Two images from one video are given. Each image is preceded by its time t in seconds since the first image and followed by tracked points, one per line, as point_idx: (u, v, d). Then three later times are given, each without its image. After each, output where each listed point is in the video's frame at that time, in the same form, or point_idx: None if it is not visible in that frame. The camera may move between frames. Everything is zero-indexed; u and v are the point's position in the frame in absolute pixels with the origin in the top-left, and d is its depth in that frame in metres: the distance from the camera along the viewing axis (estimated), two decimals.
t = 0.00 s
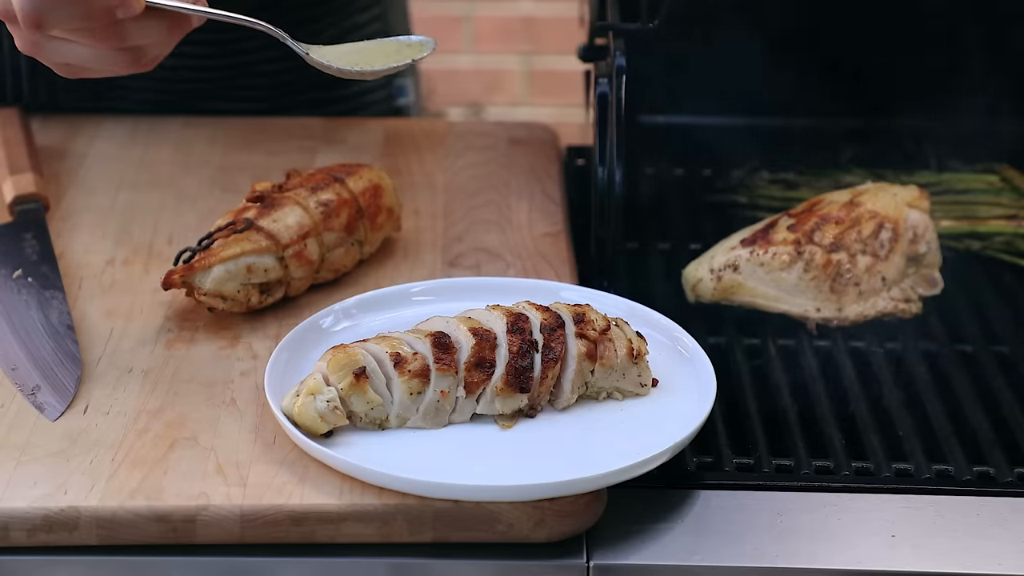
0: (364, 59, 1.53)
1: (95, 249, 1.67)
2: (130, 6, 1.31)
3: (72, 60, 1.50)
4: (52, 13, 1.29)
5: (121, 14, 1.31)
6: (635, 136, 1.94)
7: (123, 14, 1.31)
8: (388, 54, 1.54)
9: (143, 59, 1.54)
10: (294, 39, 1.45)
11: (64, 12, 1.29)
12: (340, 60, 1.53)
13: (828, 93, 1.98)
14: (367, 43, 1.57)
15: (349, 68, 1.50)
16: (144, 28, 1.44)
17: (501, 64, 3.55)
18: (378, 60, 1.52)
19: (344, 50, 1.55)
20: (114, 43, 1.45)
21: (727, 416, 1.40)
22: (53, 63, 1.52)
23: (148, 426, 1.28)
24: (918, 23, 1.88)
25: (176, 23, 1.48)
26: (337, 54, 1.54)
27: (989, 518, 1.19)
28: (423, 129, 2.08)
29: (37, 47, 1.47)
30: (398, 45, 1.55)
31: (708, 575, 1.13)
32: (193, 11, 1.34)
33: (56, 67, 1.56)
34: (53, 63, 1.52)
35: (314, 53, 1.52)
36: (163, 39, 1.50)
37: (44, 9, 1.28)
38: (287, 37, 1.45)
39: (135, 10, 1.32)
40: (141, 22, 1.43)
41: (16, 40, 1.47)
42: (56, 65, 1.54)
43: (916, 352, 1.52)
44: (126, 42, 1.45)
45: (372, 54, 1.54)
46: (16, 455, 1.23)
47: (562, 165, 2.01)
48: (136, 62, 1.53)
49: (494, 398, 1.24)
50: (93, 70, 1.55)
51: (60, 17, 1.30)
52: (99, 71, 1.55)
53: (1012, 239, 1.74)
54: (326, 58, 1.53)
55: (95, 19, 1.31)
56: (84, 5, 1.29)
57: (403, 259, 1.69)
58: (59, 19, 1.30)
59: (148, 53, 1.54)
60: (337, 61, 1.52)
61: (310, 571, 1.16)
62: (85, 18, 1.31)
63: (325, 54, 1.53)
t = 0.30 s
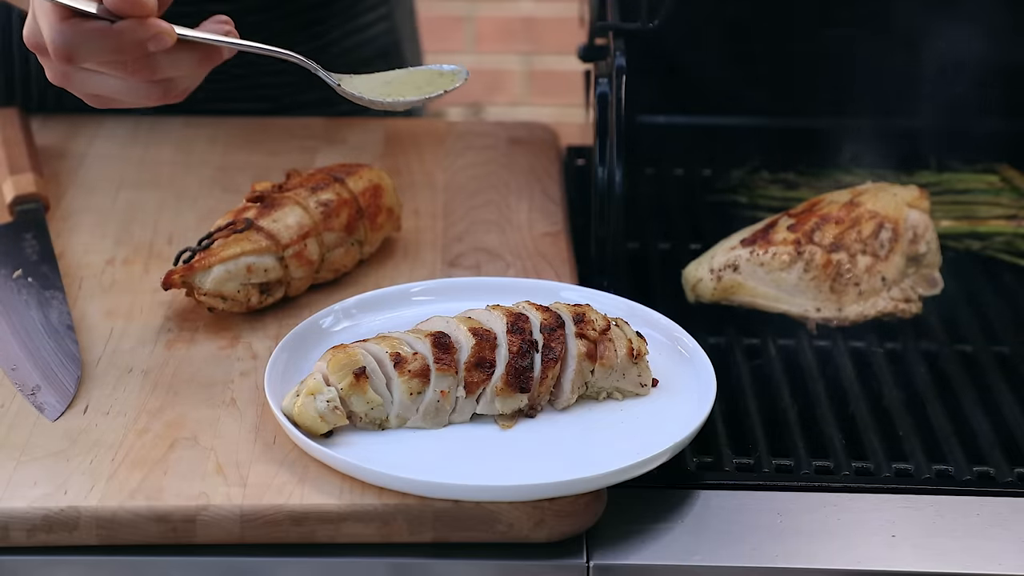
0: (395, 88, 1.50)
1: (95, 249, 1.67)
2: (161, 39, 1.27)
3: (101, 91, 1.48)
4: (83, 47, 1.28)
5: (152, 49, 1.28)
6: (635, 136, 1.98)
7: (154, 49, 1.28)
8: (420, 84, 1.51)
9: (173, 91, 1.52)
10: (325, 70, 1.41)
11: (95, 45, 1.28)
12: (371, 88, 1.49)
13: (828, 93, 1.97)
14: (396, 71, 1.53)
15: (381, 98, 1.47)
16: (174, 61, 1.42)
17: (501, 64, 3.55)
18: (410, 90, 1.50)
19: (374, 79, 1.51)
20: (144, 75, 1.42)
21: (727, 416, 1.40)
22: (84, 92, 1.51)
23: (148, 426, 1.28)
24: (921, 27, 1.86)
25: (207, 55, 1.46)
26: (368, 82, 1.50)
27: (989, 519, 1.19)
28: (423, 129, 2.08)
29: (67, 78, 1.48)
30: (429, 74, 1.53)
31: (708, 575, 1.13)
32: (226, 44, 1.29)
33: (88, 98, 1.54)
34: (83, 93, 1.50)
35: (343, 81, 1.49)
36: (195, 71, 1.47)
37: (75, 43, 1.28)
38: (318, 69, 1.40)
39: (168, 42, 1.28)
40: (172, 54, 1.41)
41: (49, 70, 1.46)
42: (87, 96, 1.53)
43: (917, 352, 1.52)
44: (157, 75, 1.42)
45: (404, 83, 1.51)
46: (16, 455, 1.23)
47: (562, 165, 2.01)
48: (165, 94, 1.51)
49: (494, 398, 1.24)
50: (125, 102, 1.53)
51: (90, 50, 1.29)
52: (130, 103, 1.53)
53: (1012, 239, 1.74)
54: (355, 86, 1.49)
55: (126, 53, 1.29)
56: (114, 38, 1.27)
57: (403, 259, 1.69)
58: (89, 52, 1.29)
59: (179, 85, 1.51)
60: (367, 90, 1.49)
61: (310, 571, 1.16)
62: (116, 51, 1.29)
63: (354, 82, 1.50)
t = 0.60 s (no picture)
0: (424, 123, 1.50)
1: (95, 249, 1.67)
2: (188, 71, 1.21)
3: (129, 124, 1.43)
4: (109, 81, 1.22)
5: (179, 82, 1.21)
6: (635, 136, 1.99)
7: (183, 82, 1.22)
8: (448, 120, 1.52)
9: (200, 125, 1.45)
10: (352, 105, 1.40)
11: (122, 79, 1.22)
12: (403, 124, 1.49)
13: (829, 93, 1.97)
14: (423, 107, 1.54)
15: (412, 134, 1.47)
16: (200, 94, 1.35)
17: (501, 64, 3.55)
18: (441, 126, 1.51)
19: (403, 114, 1.51)
20: (170, 108, 1.36)
21: (727, 416, 1.40)
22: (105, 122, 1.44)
23: (148, 426, 1.28)
24: (922, 25, 1.86)
25: (234, 88, 1.40)
26: (398, 118, 1.51)
27: (989, 519, 1.19)
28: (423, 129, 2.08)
29: (93, 111, 1.44)
30: (456, 111, 1.55)
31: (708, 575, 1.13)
32: (252, 78, 1.29)
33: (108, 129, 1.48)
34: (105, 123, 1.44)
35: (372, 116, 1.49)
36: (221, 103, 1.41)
37: (101, 77, 1.21)
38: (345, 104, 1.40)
39: (195, 76, 1.22)
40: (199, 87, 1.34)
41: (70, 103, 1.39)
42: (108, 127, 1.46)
43: (917, 352, 1.52)
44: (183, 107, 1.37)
45: (433, 119, 1.52)
46: (16, 455, 1.23)
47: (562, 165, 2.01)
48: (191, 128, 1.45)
49: (494, 398, 1.24)
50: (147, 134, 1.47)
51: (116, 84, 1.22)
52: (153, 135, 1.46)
53: (1012, 239, 1.75)
54: (385, 122, 1.49)
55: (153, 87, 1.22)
56: (142, 71, 1.21)
57: (403, 259, 1.69)
58: (115, 88, 1.22)
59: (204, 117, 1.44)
60: (397, 125, 1.49)
61: (310, 571, 1.16)
62: (143, 86, 1.22)
63: (384, 118, 1.50)
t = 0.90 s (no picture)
0: (454, 139, 1.45)
1: (95, 249, 1.67)
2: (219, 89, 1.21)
3: (160, 146, 1.40)
4: (142, 102, 1.24)
5: (211, 100, 1.22)
6: (634, 135, 1.99)
7: (214, 100, 1.22)
8: (478, 135, 1.46)
9: (231, 145, 1.44)
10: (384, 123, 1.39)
11: (155, 99, 1.23)
12: (433, 142, 1.45)
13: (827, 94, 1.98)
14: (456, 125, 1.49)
15: (438, 151, 1.42)
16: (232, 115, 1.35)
17: (501, 64, 3.55)
18: (472, 142, 1.44)
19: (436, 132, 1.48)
20: (203, 128, 1.36)
21: (727, 416, 1.40)
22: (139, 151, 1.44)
23: (148, 426, 1.28)
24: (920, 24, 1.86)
25: (266, 107, 1.38)
26: (430, 137, 1.47)
27: (989, 519, 1.19)
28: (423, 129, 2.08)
29: (124, 132, 1.38)
30: (489, 127, 1.48)
31: None
32: (281, 97, 1.28)
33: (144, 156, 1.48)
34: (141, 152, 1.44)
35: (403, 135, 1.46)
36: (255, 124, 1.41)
37: (133, 98, 1.23)
38: (376, 121, 1.39)
39: (226, 97, 1.23)
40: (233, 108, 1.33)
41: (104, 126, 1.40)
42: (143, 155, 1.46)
43: (917, 352, 1.52)
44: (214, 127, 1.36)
45: (465, 135, 1.46)
46: (16, 455, 1.23)
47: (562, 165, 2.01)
48: (221, 148, 1.43)
49: (494, 398, 1.24)
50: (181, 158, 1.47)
51: (149, 102, 1.23)
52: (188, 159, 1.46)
53: (1012, 239, 1.74)
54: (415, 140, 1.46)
55: (186, 105, 1.23)
56: (174, 91, 1.22)
57: (402, 259, 1.69)
58: (148, 107, 1.24)
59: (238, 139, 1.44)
60: (428, 143, 1.45)
61: (310, 571, 1.16)
62: (176, 105, 1.24)
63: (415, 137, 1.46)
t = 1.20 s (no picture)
0: (481, 146, 1.44)
1: (95, 249, 1.67)
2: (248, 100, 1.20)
3: (189, 155, 1.41)
4: (172, 112, 1.23)
5: (241, 111, 1.21)
6: (635, 135, 1.99)
7: (244, 110, 1.21)
8: (506, 142, 1.44)
9: (258, 154, 1.43)
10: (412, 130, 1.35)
11: (184, 110, 1.23)
12: (461, 149, 1.43)
13: (828, 94, 1.98)
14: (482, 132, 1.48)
15: (467, 158, 1.40)
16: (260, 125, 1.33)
17: (501, 64, 3.55)
18: (500, 148, 1.43)
19: (459, 139, 1.46)
20: (232, 138, 1.35)
21: (727, 416, 1.40)
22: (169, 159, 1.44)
23: (148, 426, 1.28)
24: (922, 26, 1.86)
25: (293, 116, 1.36)
26: (458, 143, 1.45)
27: (989, 519, 1.19)
28: (423, 130, 2.08)
29: (152, 142, 1.41)
30: (515, 133, 1.47)
31: None
32: (313, 108, 1.25)
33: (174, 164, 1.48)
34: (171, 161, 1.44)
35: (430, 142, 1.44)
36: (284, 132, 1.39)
37: (163, 109, 1.23)
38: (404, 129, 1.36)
39: (255, 106, 1.22)
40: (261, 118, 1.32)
41: (133, 136, 1.40)
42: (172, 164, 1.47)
43: (917, 352, 1.52)
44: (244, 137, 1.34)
45: (492, 142, 1.45)
46: (16, 455, 1.23)
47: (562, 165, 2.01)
48: (249, 158, 1.42)
49: (494, 398, 1.24)
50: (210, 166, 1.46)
51: (179, 114, 1.23)
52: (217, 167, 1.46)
53: (1012, 239, 1.74)
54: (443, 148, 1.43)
55: (216, 116, 1.22)
56: (203, 102, 1.21)
57: (402, 259, 1.69)
58: (178, 119, 1.23)
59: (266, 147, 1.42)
60: (456, 151, 1.42)
61: (310, 571, 1.16)
62: (205, 114, 1.23)
63: (443, 145, 1.44)
